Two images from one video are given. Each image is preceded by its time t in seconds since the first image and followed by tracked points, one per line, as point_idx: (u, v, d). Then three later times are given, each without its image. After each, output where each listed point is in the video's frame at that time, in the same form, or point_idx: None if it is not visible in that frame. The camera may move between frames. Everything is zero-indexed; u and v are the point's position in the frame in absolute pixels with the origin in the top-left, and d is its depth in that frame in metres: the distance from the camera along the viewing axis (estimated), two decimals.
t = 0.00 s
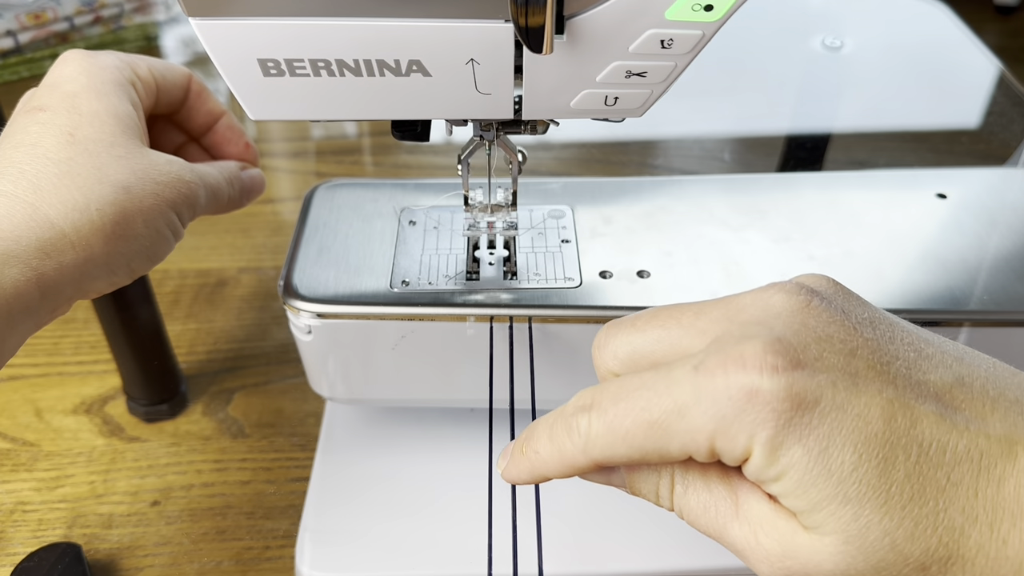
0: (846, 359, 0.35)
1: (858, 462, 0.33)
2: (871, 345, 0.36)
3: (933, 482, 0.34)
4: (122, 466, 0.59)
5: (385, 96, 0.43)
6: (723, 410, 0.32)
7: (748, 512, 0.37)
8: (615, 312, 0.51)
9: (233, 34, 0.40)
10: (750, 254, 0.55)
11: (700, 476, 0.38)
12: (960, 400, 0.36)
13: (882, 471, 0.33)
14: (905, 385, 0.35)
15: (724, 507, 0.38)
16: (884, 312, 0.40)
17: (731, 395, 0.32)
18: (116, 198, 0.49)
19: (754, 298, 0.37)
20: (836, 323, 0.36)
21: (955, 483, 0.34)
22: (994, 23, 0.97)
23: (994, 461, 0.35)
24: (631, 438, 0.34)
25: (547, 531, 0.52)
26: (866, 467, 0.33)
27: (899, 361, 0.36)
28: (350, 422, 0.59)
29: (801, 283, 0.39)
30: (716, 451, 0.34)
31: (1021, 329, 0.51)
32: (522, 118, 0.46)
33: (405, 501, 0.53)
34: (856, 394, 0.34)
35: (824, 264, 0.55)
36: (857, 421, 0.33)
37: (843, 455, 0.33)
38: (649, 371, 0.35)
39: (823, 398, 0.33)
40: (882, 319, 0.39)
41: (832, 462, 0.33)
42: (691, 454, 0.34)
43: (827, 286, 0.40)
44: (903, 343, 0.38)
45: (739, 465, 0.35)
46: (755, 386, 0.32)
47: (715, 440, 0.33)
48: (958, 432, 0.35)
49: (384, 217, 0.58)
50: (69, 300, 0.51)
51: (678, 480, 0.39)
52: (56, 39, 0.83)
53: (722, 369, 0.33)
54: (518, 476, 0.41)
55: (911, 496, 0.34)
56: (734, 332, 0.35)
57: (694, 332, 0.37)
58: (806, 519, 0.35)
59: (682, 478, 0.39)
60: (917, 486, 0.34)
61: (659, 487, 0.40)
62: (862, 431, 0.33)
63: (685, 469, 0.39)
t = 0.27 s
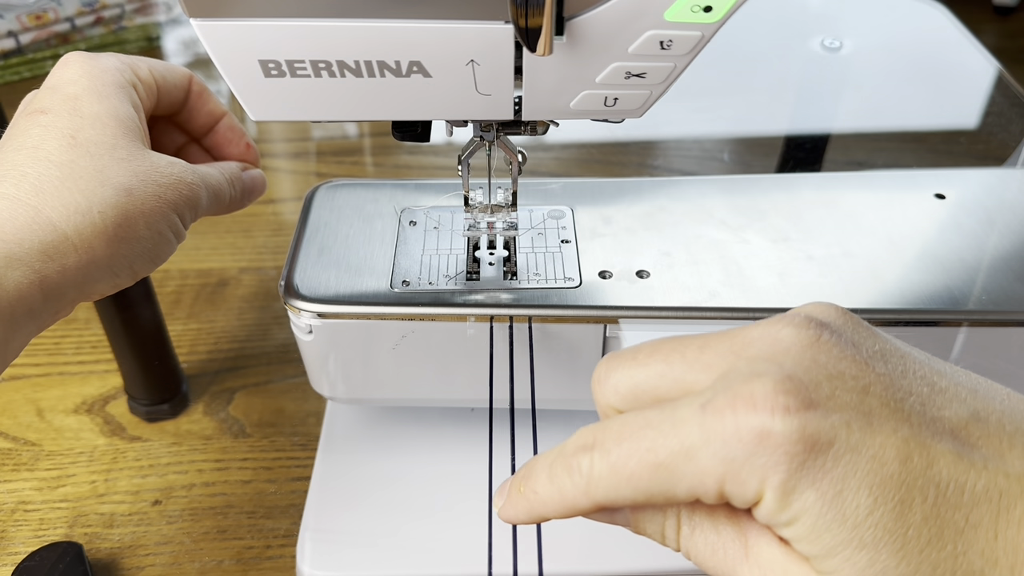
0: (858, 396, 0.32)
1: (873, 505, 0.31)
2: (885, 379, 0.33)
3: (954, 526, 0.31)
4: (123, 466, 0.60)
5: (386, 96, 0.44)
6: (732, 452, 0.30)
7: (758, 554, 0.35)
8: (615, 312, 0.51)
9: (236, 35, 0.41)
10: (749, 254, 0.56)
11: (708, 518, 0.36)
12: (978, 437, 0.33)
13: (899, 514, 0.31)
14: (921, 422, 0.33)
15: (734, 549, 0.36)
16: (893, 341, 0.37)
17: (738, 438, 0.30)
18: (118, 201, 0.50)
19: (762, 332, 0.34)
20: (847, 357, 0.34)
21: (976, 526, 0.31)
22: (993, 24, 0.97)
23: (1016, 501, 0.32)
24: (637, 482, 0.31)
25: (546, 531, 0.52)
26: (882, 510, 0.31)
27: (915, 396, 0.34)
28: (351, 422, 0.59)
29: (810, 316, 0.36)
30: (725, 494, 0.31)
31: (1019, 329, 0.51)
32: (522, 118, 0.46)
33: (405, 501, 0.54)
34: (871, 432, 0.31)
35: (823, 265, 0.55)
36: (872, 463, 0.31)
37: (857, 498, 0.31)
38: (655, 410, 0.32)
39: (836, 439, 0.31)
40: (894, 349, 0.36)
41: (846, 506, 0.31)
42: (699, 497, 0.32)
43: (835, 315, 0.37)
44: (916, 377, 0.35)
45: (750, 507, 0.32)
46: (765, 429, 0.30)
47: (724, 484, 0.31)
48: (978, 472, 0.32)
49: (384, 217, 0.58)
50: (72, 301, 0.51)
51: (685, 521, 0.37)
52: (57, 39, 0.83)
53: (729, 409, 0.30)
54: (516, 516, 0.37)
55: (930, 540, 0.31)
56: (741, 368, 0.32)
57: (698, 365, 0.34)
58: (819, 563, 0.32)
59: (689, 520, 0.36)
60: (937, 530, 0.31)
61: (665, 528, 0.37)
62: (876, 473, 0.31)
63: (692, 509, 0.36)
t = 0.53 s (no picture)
0: (859, 406, 0.32)
1: (872, 518, 0.31)
2: (883, 391, 0.33)
3: (953, 536, 0.32)
4: (123, 466, 0.60)
5: (385, 96, 0.44)
6: (733, 466, 0.30)
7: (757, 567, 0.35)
8: (614, 312, 0.51)
9: (234, 35, 0.41)
10: (748, 254, 0.56)
11: (706, 530, 0.36)
12: (977, 446, 0.34)
13: (899, 526, 0.31)
14: (920, 434, 0.33)
15: (732, 561, 0.35)
16: (892, 350, 0.37)
17: (740, 451, 0.30)
18: (119, 202, 0.50)
19: (759, 342, 0.34)
20: (847, 366, 0.34)
21: (975, 537, 0.32)
22: (993, 24, 0.97)
23: (1014, 512, 0.32)
24: (635, 494, 0.31)
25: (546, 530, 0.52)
26: (881, 523, 0.31)
27: (914, 406, 0.34)
28: (351, 422, 0.59)
29: (809, 324, 0.36)
30: (725, 506, 0.31)
31: (1019, 329, 0.51)
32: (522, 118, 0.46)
33: (405, 501, 0.54)
34: (871, 444, 0.31)
35: (822, 265, 0.55)
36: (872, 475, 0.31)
37: (856, 510, 0.31)
38: (652, 423, 0.32)
39: (836, 452, 0.31)
40: (893, 357, 0.36)
41: (845, 518, 0.31)
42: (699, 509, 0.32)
43: (833, 323, 0.37)
44: (915, 386, 0.35)
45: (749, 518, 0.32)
46: (765, 443, 0.30)
47: (723, 497, 0.31)
48: (977, 483, 0.32)
49: (384, 217, 0.58)
50: (74, 303, 0.51)
51: (683, 532, 0.36)
52: (57, 39, 0.83)
53: (728, 422, 0.30)
54: (513, 528, 0.37)
55: (929, 551, 0.31)
56: (740, 378, 0.32)
57: (696, 375, 0.34)
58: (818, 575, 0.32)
59: (687, 530, 0.36)
60: (935, 540, 0.31)
61: (663, 539, 0.37)
62: (876, 485, 0.31)
63: (690, 520, 0.36)
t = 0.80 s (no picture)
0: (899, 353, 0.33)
1: (906, 454, 0.30)
2: (921, 349, 0.34)
3: (981, 492, 0.31)
4: (123, 465, 0.60)
5: (385, 96, 0.44)
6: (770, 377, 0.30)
7: (765, 528, 0.33)
8: (614, 312, 0.51)
9: (233, 35, 0.41)
10: (748, 254, 0.56)
11: (715, 493, 0.33)
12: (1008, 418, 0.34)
13: (930, 472, 0.31)
14: (956, 391, 0.33)
15: (741, 524, 0.33)
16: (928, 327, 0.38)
17: (780, 361, 0.31)
18: (119, 203, 0.50)
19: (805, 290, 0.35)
20: (890, 323, 0.34)
21: (1001, 498, 0.32)
22: (993, 24, 0.97)
23: None
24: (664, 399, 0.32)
25: (546, 530, 0.52)
26: (916, 462, 0.31)
27: (947, 369, 0.34)
28: (351, 422, 0.59)
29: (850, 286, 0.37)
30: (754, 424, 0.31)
31: (1019, 329, 0.51)
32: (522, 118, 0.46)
33: (405, 501, 0.54)
34: (909, 387, 0.31)
35: (822, 264, 0.55)
36: (909, 412, 0.31)
37: (892, 444, 0.30)
38: (683, 343, 0.33)
39: (875, 381, 0.31)
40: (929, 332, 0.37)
41: (880, 452, 0.30)
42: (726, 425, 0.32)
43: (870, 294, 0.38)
44: (948, 358, 0.35)
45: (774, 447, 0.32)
46: (807, 357, 0.31)
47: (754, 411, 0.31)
48: (1010, 445, 0.32)
49: (384, 217, 0.58)
50: (74, 304, 0.51)
51: (689, 497, 0.34)
52: (57, 39, 0.83)
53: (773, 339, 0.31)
54: (520, 442, 0.36)
55: (955, 503, 0.31)
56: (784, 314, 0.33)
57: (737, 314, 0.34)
58: (836, 516, 0.32)
59: (694, 498, 0.34)
60: (963, 495, 0.31)
61: (668, 508, 0.34)
62: (912, 422, 0.31)
63: (697, 484, 0.34)
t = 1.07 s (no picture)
0: (864, 324, 0.35)
1: (870, 406, 0.32)
2: (888, 326, 0.36)
3: (951, 447, 0.33)
4: (123, 466, 0.60)
5: (385, 96, 0.44)
6: (738, 338, 0.33)
7: (749, 487, 0.34)
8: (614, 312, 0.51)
9: (233, 34, 0.41)
10: (749, 254, 0.56)
11: (701, 464, 0.35)
12: (977, 391, 0.36)
13: (900, 423, 0.32)
14: (921, 361, 0.35)
15: (721, 489, 0.34)
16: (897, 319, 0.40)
17: (751, 322, 0.33)
18: (119, 202, 0.50)
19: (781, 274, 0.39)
20: (860, 305, 0.37)
21: (971, 455, 0.33)
22: (993, 24, 0.97)
23: (1013, 445, 0.34)
24: (643, 365, 0.34)
25: (546, 530, 0.52)
26: (883, 415, 0.32)
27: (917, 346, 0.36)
28: (351, 422, 0.59)
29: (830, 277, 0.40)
30: (728, 386, 0.34)
31: (1020, 329, 0.51)
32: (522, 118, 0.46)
33: (405, 501, 0.54)
34: (872, 347, 0.34)
35: (823, 264, 0.55)
36: (873, 368, 0.33)
37: (855, 394, 0.32)
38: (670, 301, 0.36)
39: (840, 340, 0.33)
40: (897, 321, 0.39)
41: (843, 401, 0.32)
42: (702, 390, 0.34)
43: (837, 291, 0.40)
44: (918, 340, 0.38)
45: (750, 409, 0.34)
46: (777, 314, 0.33)
47: (726, 371, 0.33)
48: (976, 410, 0.34)
49: (384, 217, 0.58)
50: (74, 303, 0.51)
51: (675, 470, 0.35)
52: (57, 39, 0.83)
53: (745, 302, 0.34)
54: (510, 440, 0.39)
55: (926, 457, 0.32)
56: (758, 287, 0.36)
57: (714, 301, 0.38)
58: (810, 470, 0.33)
59: (678, 469, 0.35)
60: (935, 448, 0.33)
61: (653, 481, 0.36)
62: (875, 377, 0.33)
63: (681, 455, 0.35)
